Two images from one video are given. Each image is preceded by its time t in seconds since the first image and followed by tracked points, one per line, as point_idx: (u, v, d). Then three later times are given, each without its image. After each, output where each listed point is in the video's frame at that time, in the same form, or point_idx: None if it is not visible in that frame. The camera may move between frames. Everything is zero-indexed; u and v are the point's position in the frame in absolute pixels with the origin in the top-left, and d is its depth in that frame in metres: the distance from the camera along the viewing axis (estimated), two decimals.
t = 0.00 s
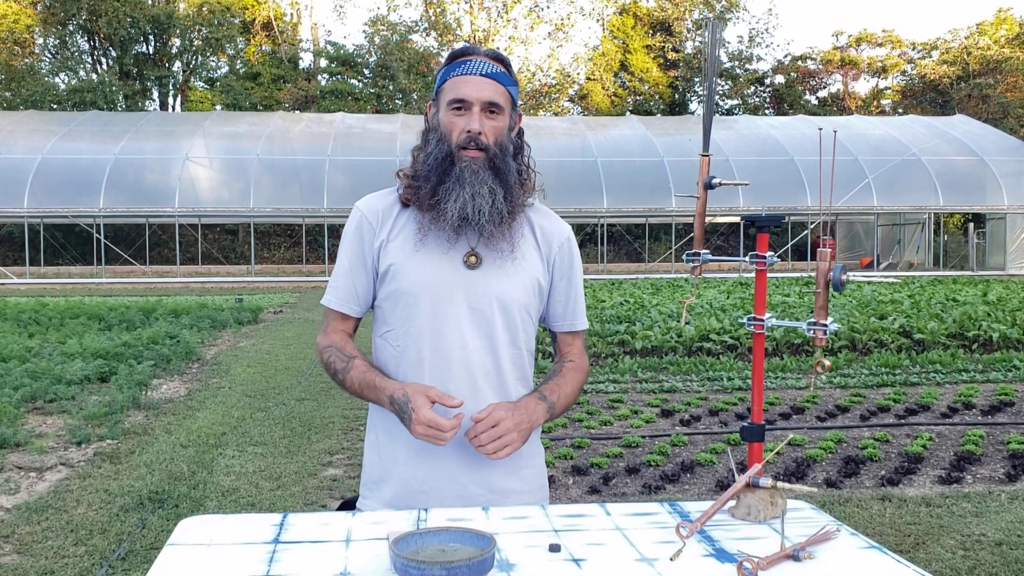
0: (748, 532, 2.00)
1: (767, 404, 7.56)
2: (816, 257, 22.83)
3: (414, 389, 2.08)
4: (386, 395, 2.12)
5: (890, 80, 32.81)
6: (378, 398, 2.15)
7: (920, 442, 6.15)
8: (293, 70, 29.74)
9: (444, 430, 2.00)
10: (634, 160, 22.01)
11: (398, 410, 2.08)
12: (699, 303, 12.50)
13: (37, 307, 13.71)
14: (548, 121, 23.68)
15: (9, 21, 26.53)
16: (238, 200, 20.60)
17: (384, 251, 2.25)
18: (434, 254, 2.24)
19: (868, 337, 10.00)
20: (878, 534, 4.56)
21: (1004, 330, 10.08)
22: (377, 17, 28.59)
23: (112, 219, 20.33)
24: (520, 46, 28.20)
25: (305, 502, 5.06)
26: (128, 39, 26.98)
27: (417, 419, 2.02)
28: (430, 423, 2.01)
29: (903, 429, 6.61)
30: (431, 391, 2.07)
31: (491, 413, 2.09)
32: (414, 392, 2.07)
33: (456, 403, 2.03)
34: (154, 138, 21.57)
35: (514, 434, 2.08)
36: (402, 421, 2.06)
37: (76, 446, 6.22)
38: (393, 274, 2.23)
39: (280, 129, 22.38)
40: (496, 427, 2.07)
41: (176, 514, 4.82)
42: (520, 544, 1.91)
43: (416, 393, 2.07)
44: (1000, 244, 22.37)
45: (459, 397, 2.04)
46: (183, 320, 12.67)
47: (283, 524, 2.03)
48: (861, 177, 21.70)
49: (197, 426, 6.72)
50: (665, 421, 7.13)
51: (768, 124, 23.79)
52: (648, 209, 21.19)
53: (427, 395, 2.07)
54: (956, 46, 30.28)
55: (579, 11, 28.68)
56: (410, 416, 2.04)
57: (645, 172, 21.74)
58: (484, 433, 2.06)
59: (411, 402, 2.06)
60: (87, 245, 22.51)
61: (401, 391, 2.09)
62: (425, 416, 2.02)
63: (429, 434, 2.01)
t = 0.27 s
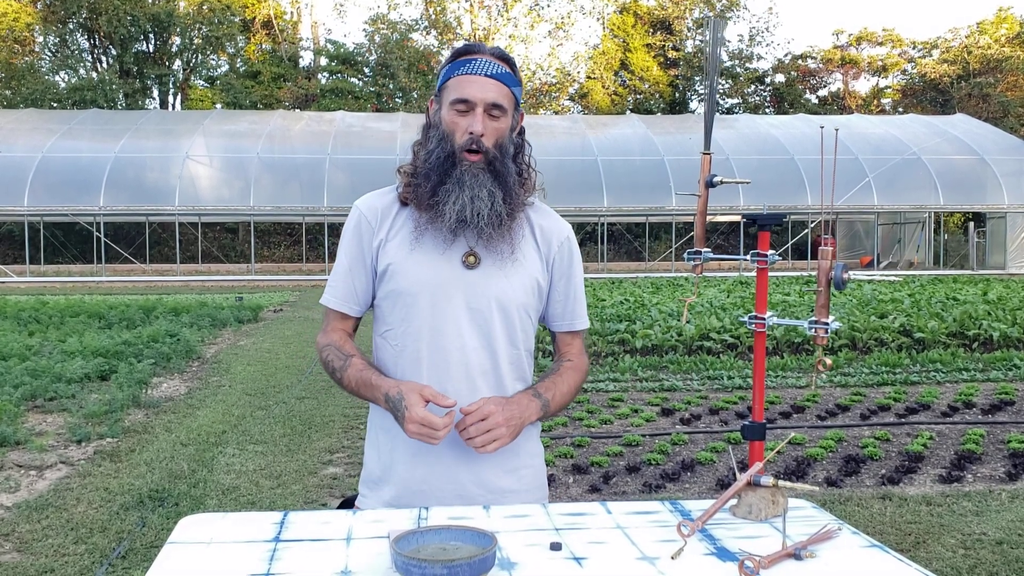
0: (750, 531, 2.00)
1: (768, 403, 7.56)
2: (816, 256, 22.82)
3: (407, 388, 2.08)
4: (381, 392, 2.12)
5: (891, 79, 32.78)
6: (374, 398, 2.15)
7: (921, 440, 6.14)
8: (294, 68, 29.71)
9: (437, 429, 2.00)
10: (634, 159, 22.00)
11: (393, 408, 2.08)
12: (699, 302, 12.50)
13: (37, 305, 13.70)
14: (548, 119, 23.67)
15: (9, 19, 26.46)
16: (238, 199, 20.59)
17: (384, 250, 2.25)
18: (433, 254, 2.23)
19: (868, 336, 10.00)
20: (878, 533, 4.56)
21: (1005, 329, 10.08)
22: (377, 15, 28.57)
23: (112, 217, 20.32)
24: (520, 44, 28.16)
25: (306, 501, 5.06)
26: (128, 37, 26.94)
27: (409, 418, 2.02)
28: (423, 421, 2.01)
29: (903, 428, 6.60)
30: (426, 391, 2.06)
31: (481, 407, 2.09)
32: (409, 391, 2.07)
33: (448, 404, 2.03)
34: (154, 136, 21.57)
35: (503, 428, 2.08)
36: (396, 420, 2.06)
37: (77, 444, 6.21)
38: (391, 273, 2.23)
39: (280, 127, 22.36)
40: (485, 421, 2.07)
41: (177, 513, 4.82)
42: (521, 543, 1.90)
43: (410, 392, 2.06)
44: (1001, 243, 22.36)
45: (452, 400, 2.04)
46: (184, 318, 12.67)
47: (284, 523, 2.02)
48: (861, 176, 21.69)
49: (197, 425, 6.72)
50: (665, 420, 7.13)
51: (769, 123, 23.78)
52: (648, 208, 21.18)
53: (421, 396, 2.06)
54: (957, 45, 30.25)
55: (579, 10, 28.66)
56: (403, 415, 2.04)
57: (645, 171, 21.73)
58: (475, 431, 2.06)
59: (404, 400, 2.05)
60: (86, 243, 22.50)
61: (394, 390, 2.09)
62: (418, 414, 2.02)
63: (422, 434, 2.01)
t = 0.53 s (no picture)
0: (750, 532, 2.00)
1: (768, 404, 7.56)
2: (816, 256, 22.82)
3: (406, 388, 2.07)
4: (378, 394, 2.12)
5: (891, 80, 32.78)
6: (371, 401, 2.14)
7: (921, 441, 6.14)
8: (294, 69, 29.69)
9: (439, 431, 2.00)
10: (634, 159, 22.01)
11: (391, 409, 2.07)
12: (699, 302, 12.50)
13: (37, 306, 13.70)
14: (548, 120, 23.68)
15: (9, 19, 26.39)
16: (239, 199, 20.59)
17: (380, 251, 2.24)
18: (432, 257, 2.23)
19: (868, 337, 10.00)
20: (879, 534, 4.56)
21: (1005, 330, 10.08)
22: (377, 16, 28.60)
23: (112, 217, 20.32)
24: (520, 45, 28.16)
25: (306, 501, 5.06)
26: (128, 38, 26.96)
27: (411, 419, 2.02)
28: (425, 422, 2.01)
29: (904, 429, 6.60)
30: (426, 389, 2.06)
31: (492, 404, 2.08)
32: (408, 391, 2.07)
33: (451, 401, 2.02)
34: (154, 137, 21.57)
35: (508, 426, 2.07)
36: (397, 421, 2.06)
37: (77, 445, 6.21)
38: (388, 275, 2.22)
39: (280, 128, 22.38)
40: (494, 421, 2.07)
41: (177, 513, 4.82)
42: (522, 544, 1.91)
43: (410, 392, 2.06)
44: (1001, 244, 22.37)
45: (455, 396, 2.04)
46: (184, 318, 12.68)
47: (285, 523, 2.02)
48: (861, 177, 21.69)
49: (197, 425, 6.72)
50: (665, 420, 7.13)
51: (769, 123, 23.79)
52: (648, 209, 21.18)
53: (422, 394, 2.06)
54: (956, 46, 30.25)
55: (579, 11, 28.67)
56: (404, 417, 2.03)
57: (645, 172, 21.73)
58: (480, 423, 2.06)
59: (405, 401, 2.05)
60: (87, 244, 22.50)
61: (393, 390, 2.09)
62: (419, 414, 2.02)
63: (424, 436, 2.01)
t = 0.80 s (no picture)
0: (750, 532, 2.00)
1: (767, 404, 7.56)
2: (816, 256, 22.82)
3: (370, 363, 2.08)
4: (347, 379, 2.13)
5: (891, 80, 32.77)
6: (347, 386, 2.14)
7: (921, 441, 6.15)
8: (294, 69, 29.64)
9: (413, 402, 2.00)
10: (634, 159, 22.01)
11: (359, 391, 2.08)
12: (699, 302, 12.51)
13: (37, 306, 13.70)
14: (548, 120, 23.69)
15: (9, 19, 26.39)
16: (238, 199, 20.59)
17: (374, 251, 2.23)
18: (427, 262, 2.22)
19: (868, 337, 10.01)
20: (879, 534, 4.56)
21: (1004, 330, 10.08)
22: (377, 16, 28.60)
23: (112, 217, 20.30)
24: (520, 45, 28.15)
25: (306, 501, 5.06)
26: (128, 37, 26.97)
27: (379, 390, 2.02)
28: (396, 395, 2.01)
29: (903, 429, 6.60)
30: (385, 356, 2.06)
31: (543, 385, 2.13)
32: (374, 364, 2.07)
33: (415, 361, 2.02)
34: (154, 137, 21.57)
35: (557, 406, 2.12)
36: (365, 398, 2.06)
37: (77, 445, 6.21)
38: (382, 276, 2.22)
39: (279, 127, 22.38)
40: (543, 400, 2.11)
41: (177, 513, 4.82)
42: (522, 543, 1.91)
43: (374, 365, 2.06)
44: (1000, 244, 22.37)
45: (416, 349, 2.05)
46: (184, 318, 12.68)
47: (284, 523, 2.02)
48: (861, 177, 21.68)
49: (197, 425, 6.72)
50: (665, 421, 7.13)
51: (769, 123, 23.80)
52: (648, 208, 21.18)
53: (383, 363, 2.06)
54: (956, 46, 30.26)
55: (579, 10, 28.65)
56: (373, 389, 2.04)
57: (645, 172, 21.73)
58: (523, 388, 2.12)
59: (370, 375, 2.06)
60: (87, 244, 22.51)
61: (360, 370, 2.10)
62: (388, 386, 2.02)
63: (396, 409, 2.01)
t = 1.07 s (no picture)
0: (749, 532, 2.01)
1: (767, 404, 7.56)
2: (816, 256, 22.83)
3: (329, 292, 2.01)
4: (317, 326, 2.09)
5: (891, 80, 32.75)
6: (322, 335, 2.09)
7: (921, 441, 6.15)
8: (294, 69, 29.61)
9: (363, 303, 1.94)
10: (634, 159, 22.00)
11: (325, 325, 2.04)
12: (699, 302, 12.51)
13: (37, 305, 13.69)
14: (548, 120, 23.68)
15: (10, 18, 26.43)
16: (238, 199, 20.59)
17: (376, 245, 2.26)
18: (430, 260, 2.23)
19: (868, 337, 10.01)
20: (878, 534, 4.56)
21: (1004, 330, 10.08)
22: (377, 15, 28.60)
23: (113, 217, 20.31)
24: (520, 45, 28.14)
25: (306, 501, 5.06)
26: (128, 37, 26.97)
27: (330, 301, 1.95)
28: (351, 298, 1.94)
29: (904, 429, 6.60)
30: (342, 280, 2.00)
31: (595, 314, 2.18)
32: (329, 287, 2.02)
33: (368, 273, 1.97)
34: (154, 136, 21.56)
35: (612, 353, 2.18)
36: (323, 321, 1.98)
37: (77, 444, 6.21)
38: (383, 271, 2.23)
39: (280, 127, 22.37)
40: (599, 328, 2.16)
41: (177, 512, 4.82)
42: (522, 542, 1.91)
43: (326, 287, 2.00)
44: (1001, 244, 22.38)
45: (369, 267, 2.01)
46: (184, 318, 12.68)
47: (285, 522, 2.03)
48: (862, 177, 21.68)
49: (197, 425, 6.72)
50: (665, 420, 7.13)
51: (769, 123, 23.81)
52: (649, 208, 21.18)
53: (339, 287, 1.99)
54: (957, 46, 30.24)
55: (580, 10, 28.64)
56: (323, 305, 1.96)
57: (645, 172, 21.72)
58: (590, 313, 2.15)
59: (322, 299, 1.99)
60: (87, 243, 22.51)
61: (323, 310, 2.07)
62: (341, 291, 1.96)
63: (346, 322, 1.94)
